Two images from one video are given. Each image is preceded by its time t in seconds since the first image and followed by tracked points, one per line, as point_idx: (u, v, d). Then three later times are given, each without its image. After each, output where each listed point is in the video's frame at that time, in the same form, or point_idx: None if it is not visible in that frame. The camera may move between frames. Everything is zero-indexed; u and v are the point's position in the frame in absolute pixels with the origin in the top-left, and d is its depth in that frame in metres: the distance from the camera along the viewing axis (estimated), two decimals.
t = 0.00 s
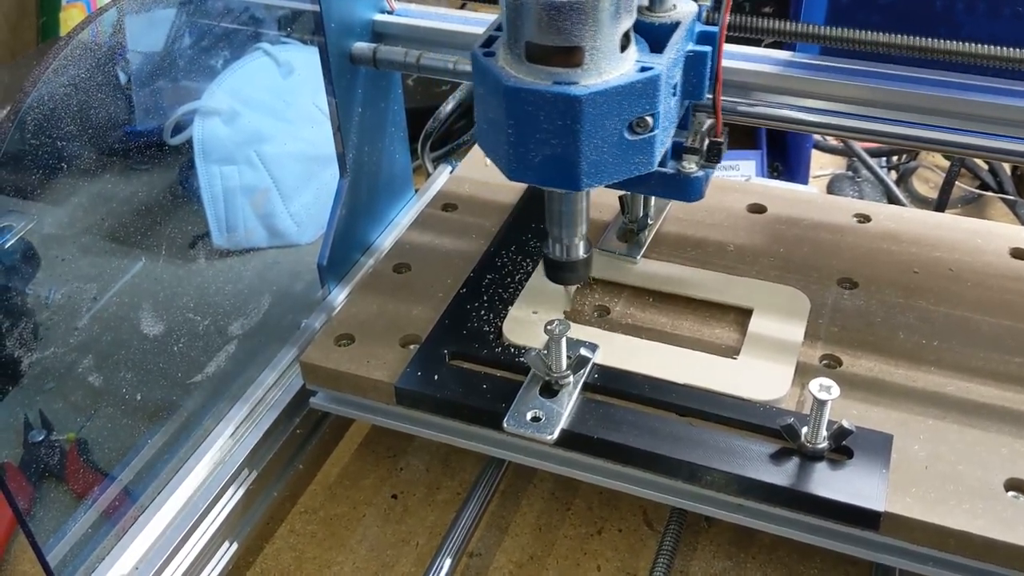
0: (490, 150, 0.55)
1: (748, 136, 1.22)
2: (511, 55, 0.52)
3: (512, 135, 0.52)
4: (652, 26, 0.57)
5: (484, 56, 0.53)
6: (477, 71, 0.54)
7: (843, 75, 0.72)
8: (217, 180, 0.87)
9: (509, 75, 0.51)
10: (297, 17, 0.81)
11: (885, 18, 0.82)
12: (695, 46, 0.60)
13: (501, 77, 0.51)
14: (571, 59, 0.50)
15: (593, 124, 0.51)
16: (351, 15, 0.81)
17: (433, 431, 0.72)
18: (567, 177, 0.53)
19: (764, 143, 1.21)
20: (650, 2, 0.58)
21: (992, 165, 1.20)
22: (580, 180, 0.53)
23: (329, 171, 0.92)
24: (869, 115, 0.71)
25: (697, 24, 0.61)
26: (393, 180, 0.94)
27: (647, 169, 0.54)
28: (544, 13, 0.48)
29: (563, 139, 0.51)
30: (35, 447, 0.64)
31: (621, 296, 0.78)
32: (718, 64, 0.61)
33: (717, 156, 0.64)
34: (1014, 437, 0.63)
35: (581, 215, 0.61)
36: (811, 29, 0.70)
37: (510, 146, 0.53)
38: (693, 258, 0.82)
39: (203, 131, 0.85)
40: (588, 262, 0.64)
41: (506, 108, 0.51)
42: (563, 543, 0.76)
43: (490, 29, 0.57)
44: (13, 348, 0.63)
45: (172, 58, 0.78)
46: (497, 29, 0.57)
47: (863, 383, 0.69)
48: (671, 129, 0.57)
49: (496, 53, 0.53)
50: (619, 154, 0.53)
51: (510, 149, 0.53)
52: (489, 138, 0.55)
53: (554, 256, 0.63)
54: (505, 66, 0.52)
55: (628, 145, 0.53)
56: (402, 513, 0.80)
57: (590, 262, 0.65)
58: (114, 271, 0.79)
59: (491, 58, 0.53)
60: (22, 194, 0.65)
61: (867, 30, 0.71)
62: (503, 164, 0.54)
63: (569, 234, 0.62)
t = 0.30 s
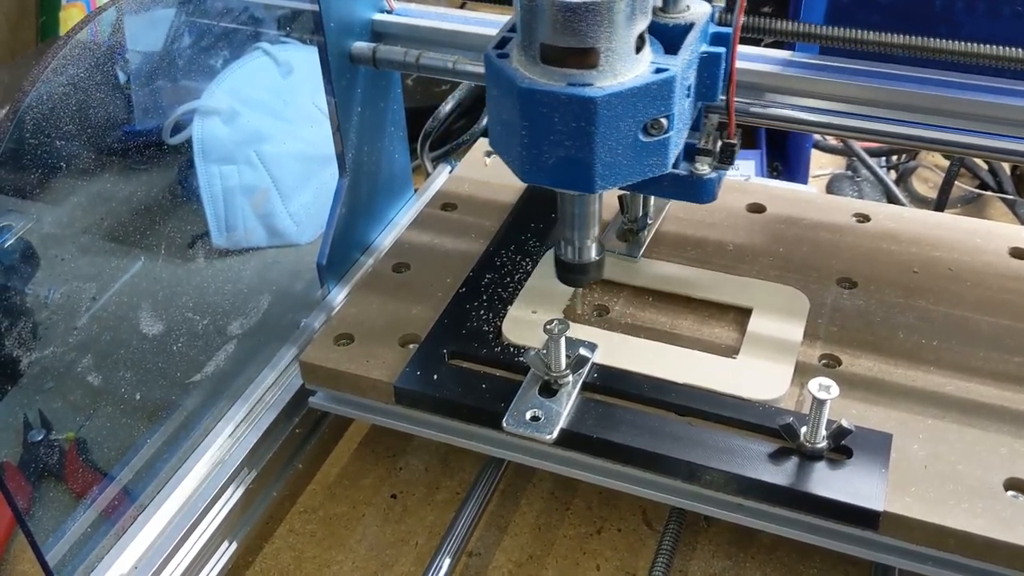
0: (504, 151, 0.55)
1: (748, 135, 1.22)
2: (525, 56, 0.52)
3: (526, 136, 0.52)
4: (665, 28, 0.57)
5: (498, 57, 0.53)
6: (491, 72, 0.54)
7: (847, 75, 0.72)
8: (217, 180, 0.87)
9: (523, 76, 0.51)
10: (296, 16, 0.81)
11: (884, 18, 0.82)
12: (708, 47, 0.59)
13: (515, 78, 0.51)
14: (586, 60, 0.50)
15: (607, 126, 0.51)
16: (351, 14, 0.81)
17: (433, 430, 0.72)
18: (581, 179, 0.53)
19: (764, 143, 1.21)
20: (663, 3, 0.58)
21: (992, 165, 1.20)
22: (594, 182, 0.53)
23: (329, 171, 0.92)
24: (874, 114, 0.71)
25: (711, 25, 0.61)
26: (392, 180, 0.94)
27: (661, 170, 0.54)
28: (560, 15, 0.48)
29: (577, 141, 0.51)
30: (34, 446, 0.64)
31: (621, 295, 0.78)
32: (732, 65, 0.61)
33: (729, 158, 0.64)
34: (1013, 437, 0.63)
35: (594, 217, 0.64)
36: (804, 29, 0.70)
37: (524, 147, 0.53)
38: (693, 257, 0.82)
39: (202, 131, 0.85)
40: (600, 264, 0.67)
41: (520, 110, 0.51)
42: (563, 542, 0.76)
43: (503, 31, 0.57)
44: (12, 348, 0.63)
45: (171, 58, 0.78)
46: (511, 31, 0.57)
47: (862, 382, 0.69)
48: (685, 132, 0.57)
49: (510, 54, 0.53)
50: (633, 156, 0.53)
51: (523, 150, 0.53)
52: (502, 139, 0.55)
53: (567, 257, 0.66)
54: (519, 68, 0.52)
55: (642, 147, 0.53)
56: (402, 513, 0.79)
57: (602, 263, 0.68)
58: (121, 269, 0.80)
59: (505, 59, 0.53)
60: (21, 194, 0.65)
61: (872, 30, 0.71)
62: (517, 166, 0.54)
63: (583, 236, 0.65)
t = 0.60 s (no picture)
0: (518, 153, 0.55)
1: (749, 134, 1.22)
2: (541, 57, 0.52)
3: (542, 137, 0.52)
4: (682, 27, 0.57)
5: (514, 58, 0.53)
6: (506, 73, 0.54)
7: (849, 74, 0.72)
8: (217, 180, 0.87)
9: (540, 77, 0.51)
10: (297, 15, 0.83)
11: (885, 17, 0.82)
12: (725, 48, 0.60)
13: (532, 79, 0.51)
14: (603, 61, 0.50)
15: (624, 127, 0.51)
16: (352, 13, 0.81)
17: (434, 429, 0.71)
18: (598, 180, 0.52)
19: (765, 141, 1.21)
20: (679, 4, 0.58)
21: (993, 163, 1.20)
22: (611, 183, 0.53)
23: (330, 170, 0.93)
24: (876, 113, 0.71)
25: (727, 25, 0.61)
26: (393, 180, 0.94)
27: (677, 172, 0.54)
28: (576, 16, 0.48)
29: (594, 142, 0.51)
30: (35, 446, 0.64)
31: (623, 294, 0.78)
32: (748, 66, 0.61)
33: (745, 159, 0.63)
34: (1015, 436, 0.63)
35: (609, 219, 0.65)
36: (803, 28, 0.70)
37: (540, 149, 0.53)
38: (694, 256, 0.82)
39: (203, 130, 0.84)
40: (613, 265, 0.68)
41: (537, 111, 0.51)
42: (564, 542, 0.76)
43: (518, 32, 0.57)
44: (13, 346, 0.63)
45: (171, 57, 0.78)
46: (526, 33, 0.57)
47: (864, 381, 0.68)
48: (700, 133, 0.57)
49: (525, 55, 0.53)
50: (650, 158, 0.53)
51: (540, 152, 0.53)
52: (517, 141, 0.55)
53: (581, 259, 0.67)
54: (535, 69, 0.52)
55: (659, 148, 0.53)
56: (402, 512, 0.79)
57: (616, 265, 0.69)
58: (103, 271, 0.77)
59: (520, 60, 0.53)
60: (22, 193, 0.65)
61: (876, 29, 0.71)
62: (533, 168, 0.54)
63: (598, 238, 0.66)
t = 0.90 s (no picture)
0: (533, 154, 0.55)
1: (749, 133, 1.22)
2: (556, 58, 0.52)
3: (558, 138, 0.52)
4: (697, 28, 0.57)
5: (528, 58, 0.53)
6: (521, 73, 0.54)
7: (850, 72, 0.72)
8: (218, 179, 0.87)
9: (555, 78, 0.51)
10: (297, 14, 0.82)
11: (886, 17, 0.82)
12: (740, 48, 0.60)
13: (548, 80, 0.51)
14: (619, 61, 0.49)
15: (641, 128, 0.51)
16: (352, 12, 0.81)
17: (434, 428, 0.71)
18: (614, 181, 0.52)
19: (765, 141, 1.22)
20: (693, 3, 0.58)
21: (993, 163, 1.20)
22: (627, 183, 0.52)
23: (330, 169, 0.92)
24: (877, 112, 0.71)
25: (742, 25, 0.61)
26: (393, 179, 0.94)
27: (692, 173, 0.54)
28: (593, 16, 0.47)
29: (610, 143, 0.51)
30: (35, 444, 0.64)
31: (623, 293, 0.78)
32: (763, 66, 0.60)
33: (760, 159, 0.64)
34: (1015, 434, 0.63)
35: (622, 220, 0.65)
36: (802, 26, 0.70)
37: (556, 150, 0.53)
38: (695, 255, 0.82)
39: (204, 129, 0.84)
40: (627, 266, 0.68)
41: (553, 111, 0.51)
42: (565, 540, 0.76)
43: (533, 32, 0.57)
44: (14, 344, 0.63)
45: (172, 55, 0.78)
46: (540, 33, 0.56)
47: (864, 380, 0.68)
48: (716, 133, 0.57)
49: (541, 56, 0.53)
50: (666, 158, 0.53)
51: (555, 153, 0.53)
52: (532, 142, 0.54)
53: (594, 261, 0.67)
54: (551, 69, 0.52)
55: (675, 149, 0.53)
56: (403, 511, 0.79)
57: (629, 266, 0.68)
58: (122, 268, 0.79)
59: (535, 60, 0.53)
60: (22, 190, 0.65)
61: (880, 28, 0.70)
62: (548, 168, 0.54)
63: (611, 239, 0.66)
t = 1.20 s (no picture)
0: (545, 158, 0.55)
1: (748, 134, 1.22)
2: (570, 61, 0.51)
3: (571, 142, 0.52)
4: (710, 31, 0.57)
5: (542, 62, 0.53)
6: (534, 76, 0.53)
7: (847, 73, 0.72)
8: (217, 179, 0.87)
9: (569, 81, 0.51)
10: (297, 15, 0.84)
11: (884, 17, 0.82)
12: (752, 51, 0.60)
13: (562, 84, 0.51)
14: (634, 65, 0.49)
15: (655, 132, 0.50)
16: (352, 14, 0.81)
17: (433, 428, 0.72)
18: (627, 185, 0.52)
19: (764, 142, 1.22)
20: (706, 7, 0.58)
21: (992, 163, 1.21)
22: (641, 188, 0.52)
23: (328, 170, 0.94)
24: (877, 113, 0.72)
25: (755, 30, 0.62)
26: (393, 179, 0.94)
27: (705, 176, 0.54)
28: (607, 19, 0.47)
29: (623, 146, 0.51)
30: (35, 445, 0.64)
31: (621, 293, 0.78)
32: (776, 69, 0.61)
33: (772, 162, 0.65)
34: (1012, 434, 0.63)
35: (634, 223, 0.64)
36: (801, 26, 0.70)
37: (569, 154, 0.52)
38: (693, 256, 0.82)
39: (203, 129, 0.84)
40: (639, 269, 0.68)
41: (567, 115, 0.51)
42: (563, 540, 0.77)
43: (545, 36, 0.57)
44: (14, 344, 0.63)
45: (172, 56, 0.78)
46: (553, 36, 0.56)
47: (862, 380, 0.69)
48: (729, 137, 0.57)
49: (554, 59, 0.53)
50: (680, 162, 0.53)
51: (568, 157, 0.52)
52: (544, 146, 0.54)
53: (606, 264, 0.67)
54: (565, 73, 0.51)
55: (689, 153, 0.53)
56: (402, 511, 0.80)
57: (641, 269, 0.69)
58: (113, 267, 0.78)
59: (549, 64, 0.53)
60: (22, 192, 0.64)
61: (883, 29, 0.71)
62: (561, 172, 0.54)
63: (623, 243, 0.65)
